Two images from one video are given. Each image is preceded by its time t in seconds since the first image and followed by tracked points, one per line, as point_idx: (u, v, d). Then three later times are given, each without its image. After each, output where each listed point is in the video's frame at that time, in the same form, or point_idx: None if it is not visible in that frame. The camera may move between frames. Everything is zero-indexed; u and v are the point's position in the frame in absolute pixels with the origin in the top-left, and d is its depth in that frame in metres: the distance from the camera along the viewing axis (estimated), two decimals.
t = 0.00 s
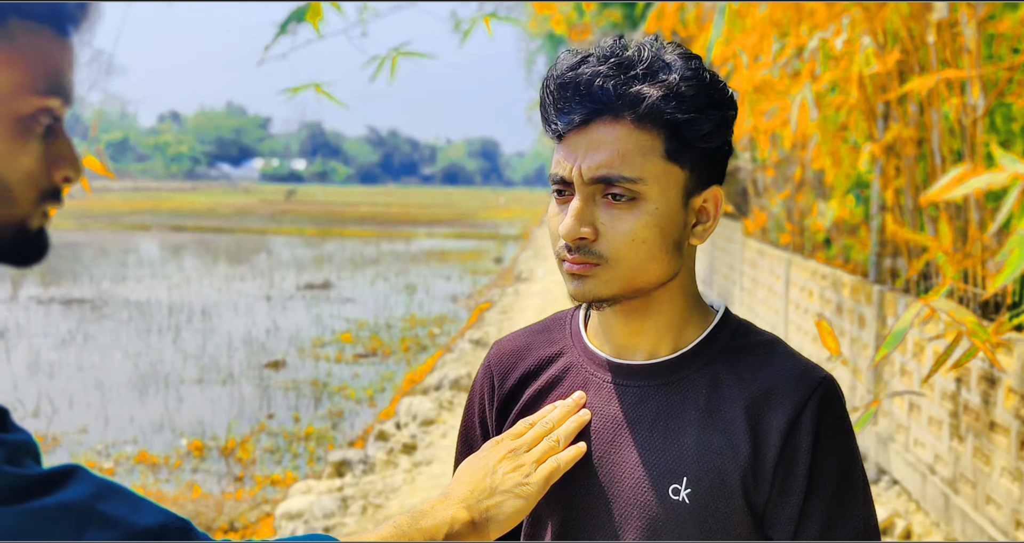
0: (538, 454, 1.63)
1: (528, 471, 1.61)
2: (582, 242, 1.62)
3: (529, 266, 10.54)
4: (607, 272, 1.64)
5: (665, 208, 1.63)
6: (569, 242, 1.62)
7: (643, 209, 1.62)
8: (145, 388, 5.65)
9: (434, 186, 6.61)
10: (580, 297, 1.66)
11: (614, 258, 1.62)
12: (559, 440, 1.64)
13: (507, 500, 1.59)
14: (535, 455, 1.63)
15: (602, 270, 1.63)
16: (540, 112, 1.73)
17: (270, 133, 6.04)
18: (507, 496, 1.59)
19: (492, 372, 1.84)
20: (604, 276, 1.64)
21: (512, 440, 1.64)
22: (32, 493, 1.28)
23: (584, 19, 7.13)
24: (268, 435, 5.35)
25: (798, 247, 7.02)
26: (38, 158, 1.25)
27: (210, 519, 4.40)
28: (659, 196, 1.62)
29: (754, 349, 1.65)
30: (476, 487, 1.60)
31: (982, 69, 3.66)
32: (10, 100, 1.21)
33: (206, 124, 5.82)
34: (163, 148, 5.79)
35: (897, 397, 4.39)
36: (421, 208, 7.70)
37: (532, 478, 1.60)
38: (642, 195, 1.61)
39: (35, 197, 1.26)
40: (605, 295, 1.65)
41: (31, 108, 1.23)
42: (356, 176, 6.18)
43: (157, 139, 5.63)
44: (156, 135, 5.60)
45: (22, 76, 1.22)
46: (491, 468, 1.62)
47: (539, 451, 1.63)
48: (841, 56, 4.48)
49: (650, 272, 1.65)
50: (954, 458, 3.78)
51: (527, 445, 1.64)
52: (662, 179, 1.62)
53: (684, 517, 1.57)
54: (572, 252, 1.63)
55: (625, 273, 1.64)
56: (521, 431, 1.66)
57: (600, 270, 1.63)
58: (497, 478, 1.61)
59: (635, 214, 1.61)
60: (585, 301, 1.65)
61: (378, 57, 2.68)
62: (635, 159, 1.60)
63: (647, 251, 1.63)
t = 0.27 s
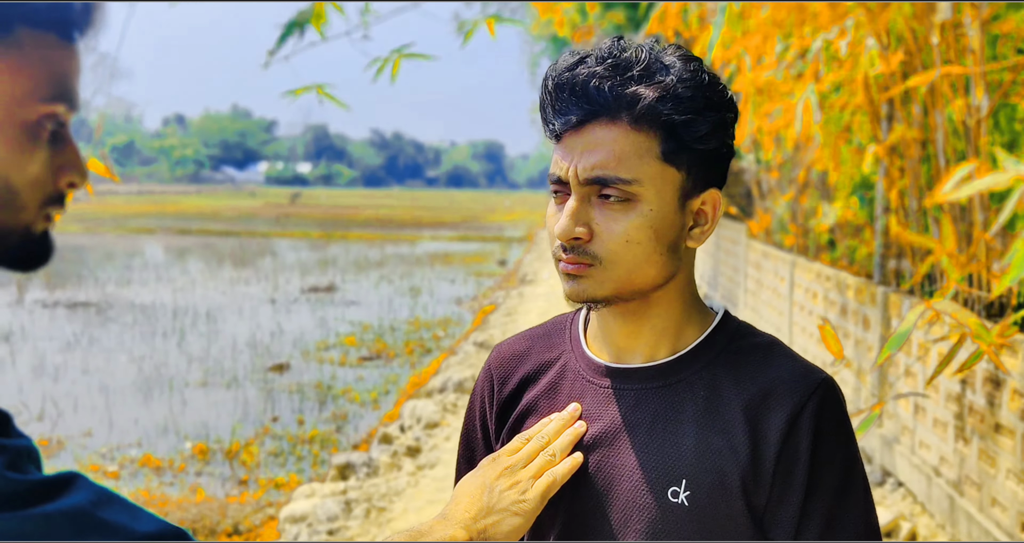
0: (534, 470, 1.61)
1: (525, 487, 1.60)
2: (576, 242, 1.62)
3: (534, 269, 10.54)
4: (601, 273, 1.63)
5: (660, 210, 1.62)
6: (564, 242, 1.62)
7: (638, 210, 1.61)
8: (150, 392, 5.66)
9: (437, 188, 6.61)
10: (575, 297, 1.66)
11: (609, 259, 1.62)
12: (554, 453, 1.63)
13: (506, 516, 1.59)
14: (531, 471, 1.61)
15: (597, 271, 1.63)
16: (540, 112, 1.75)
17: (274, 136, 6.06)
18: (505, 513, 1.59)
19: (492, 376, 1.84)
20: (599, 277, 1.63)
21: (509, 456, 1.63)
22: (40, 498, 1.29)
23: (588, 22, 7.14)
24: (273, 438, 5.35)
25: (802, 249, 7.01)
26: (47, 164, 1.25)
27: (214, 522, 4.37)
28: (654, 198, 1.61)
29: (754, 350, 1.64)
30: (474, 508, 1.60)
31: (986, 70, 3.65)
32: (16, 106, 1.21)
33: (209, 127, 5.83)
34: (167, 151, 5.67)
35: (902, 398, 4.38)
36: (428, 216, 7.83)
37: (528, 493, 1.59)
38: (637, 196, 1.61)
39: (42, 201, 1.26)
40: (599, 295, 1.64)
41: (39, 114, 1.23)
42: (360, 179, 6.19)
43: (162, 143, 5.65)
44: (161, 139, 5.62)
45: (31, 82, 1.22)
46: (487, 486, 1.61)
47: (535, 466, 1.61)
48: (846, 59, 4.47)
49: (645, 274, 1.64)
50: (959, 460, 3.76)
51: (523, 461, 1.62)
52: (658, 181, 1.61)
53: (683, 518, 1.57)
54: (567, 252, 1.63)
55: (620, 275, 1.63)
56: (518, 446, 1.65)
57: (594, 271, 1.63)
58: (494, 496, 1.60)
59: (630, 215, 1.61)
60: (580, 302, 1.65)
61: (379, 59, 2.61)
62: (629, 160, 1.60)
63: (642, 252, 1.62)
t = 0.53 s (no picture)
0: (535, 482, 1.61)
1: (525, 500, 1.59)
2: (569, 244, 1.63)
3: (535, 272, 10.54)
4: (594, 276, 1.63)
5: (654, 215, 1.62)
6: (557, 244, 1.64)
7: (631, 215, 1.61)
8: (151, 396, 5.67)
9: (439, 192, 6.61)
10: (569, 300, 1.66)
11: (601, 262, 1.62)
12: (555, 465, 1.62)
13: (506, 528, 1.58)
14: (531, 483, 1.61)
15: (589, 274, 1.63)
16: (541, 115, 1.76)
17: (275, 140, 6.07)
18: (505, 525, 1.58)
19: (495, 378, 1.84)
20: (591, 280, 1.63)
21: (510, 469, 1.63)
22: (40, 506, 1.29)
23: (588, 25, 7.15)
24: (275, 443, 5.34)
25: (804, 251, 7.01)
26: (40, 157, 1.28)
27: (216, 527, 4.38)
28: (647, 203, 1.61)
29: (755, 354, 1.64)
30: (474, 519, 1.59)
31: (986, 72, 3.65)
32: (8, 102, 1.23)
33: (211, 131, 5.84)
34: (169, 154, 5.85)
35: (904, 401, 4.37)
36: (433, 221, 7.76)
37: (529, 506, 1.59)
38: (630, 200, 1.61)
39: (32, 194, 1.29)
40: (593, 298, 1.65)
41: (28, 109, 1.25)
42: (362, 184, 6.20)
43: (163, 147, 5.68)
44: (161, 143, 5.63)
45: (17, 78, 1.23)
46: (488, 498, 1.61)
47: (535, 478, 1.61)
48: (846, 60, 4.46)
49: (639, 279, 1.65)
50: (961, 462, 3.76)
51: (523, 473, 1.62)
52: (652, 186, 1.61)
53: (684, 523, 1.57)
54: (561, 253, 1.65)
55: (612, 279, 1.64)
56: (518, 459, 1.65)
57: (586, 274, 1.63)
58: (495, 508, 1.59)
59: (623, 219, 1.61)
60: (572, 304, 1.65)
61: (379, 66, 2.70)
62: (623, 164, 1.60)
63: (634, 257, 1.62)
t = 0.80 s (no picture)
0: (539, 489, 1.60)
1: (529, 508, 1.59)
2: (576, 247, 1.63)
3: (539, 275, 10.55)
4: (600, 280, 1.63)
5: (661, 220, 1.62)
6: (565, 247, 1.64)
7: (638, 218, 1.61)
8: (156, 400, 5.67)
9: (442, 195, 6.60)
10: (576, 303, 1.66)
11: (607, 266, 1.62)
12: (561, 473, 1.61)
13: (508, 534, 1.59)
14: (536, 491, 1.60)
15: (595, 277, 1.63)
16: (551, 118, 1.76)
17: (279, 144, 6.09)
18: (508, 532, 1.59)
19: (503, 381, 1.84)
20: (598, 284, 1.63)
21: (515, 473, 1.63)
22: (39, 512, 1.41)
23: (591, 28, 7.15)
24: (278, 446, 5.59)
25: (808, 254, 7.00)
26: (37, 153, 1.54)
27: (220, 532, 4.40)
28: (654, 207, 1.61)
29: (763, 358, 1.64)
30: (479, 523, 1.61)
31: (990, 74, 3.64)
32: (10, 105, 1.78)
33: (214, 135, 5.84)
34: (173, 158, 5.92)
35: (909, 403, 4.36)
36: (437, 225, 7.13)
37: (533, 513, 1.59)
38: (636, 204, 1.61)
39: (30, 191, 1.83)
40: (599, 301, 1.64)
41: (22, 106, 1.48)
42: (365, 187, 6.21)
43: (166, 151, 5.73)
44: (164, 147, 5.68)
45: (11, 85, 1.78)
46: (492, 504, 1.62)
47: (540, 485, 1.61)
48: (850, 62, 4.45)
49: (646, 283, 1.64)
50: (966, 465, 3.75)
51: (528, 480, 1.62)
52: (659, 190, 1.61)
53: (692, 528, 1.56)
54: (568, 256, 1.64)
55: (619, 282, 1.63)
56: (524, 463, 1.64)
57: (593, 277, 1.63)
58: (498, 514, 1.60)
59: (630, 224, 1.61)
60: (579, 307, 1.65)
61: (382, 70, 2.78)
62: (631, 168, 1.60)
63: (641, 261, 1.62)
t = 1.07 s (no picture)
0: (546, 500, 1.58)
1: (532, 519, 1.56)
2: (582, 252, 1.62)
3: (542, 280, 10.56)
4: (606, 284, 1.63)
5: (667, 225, 1.61)
6: (570, 251, 1.63)
7: (643, 224, 1.61)
8: (159, 407, 5.67)
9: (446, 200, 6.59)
10: (582, 307, 1.66)
11: (613, 270, 1.62)
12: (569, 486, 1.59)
13: None
14: (541, 502, 1.58)
15: (601, 282, 1.63)
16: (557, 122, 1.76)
17: (282, 149, 6.08)
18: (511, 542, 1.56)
19: (510, 385, 1.83)
20: (604, 288, 1.63)
21: (520, 483, 1.60)
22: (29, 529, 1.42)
23: (593, 33, 7.16)
24: (282, 451, 5.34)
25: (811, 258, 6.99)
26: (37, 158, 1.54)
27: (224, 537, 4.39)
28: (659, 212, 1.61)
29: (773, 365, 1.63)
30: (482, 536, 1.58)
31: (994, 77, 3.63)
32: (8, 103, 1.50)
33: (218, 141, 5.85)
34: (177, 164, 5.82)
35: (914, 407, 4.35)
36: (441, 228, 7.33)
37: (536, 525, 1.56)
38: (642, 209, 1.61)
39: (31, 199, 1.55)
40: (605, 306, 1.64)
41: (24, 110, 1.52)
42: (369, 192, 6.20)
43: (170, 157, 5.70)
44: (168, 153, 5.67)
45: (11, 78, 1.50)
46: (495, 517, 1.59)
47: (546, 497, 1.58)
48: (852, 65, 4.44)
49: (652, 288, 1.64)
50: (972, 469, 3.74)
51: (533, 492, 1.59)
52: (664, 195, 1.61)
53: (700, 535, 1.56)
54: (573, 261, 1.64)
55: (625, 287, 1.63)
56: (530, 469, 1.62)
57: (599, 282, 1.63)
58: (504, 528, 1.57)
59: (634, 228, 1.61)
60: (585, 313, 1.65)
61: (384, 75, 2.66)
62: (635, 173, 1.60)
63: (647, 266, 1.62)
